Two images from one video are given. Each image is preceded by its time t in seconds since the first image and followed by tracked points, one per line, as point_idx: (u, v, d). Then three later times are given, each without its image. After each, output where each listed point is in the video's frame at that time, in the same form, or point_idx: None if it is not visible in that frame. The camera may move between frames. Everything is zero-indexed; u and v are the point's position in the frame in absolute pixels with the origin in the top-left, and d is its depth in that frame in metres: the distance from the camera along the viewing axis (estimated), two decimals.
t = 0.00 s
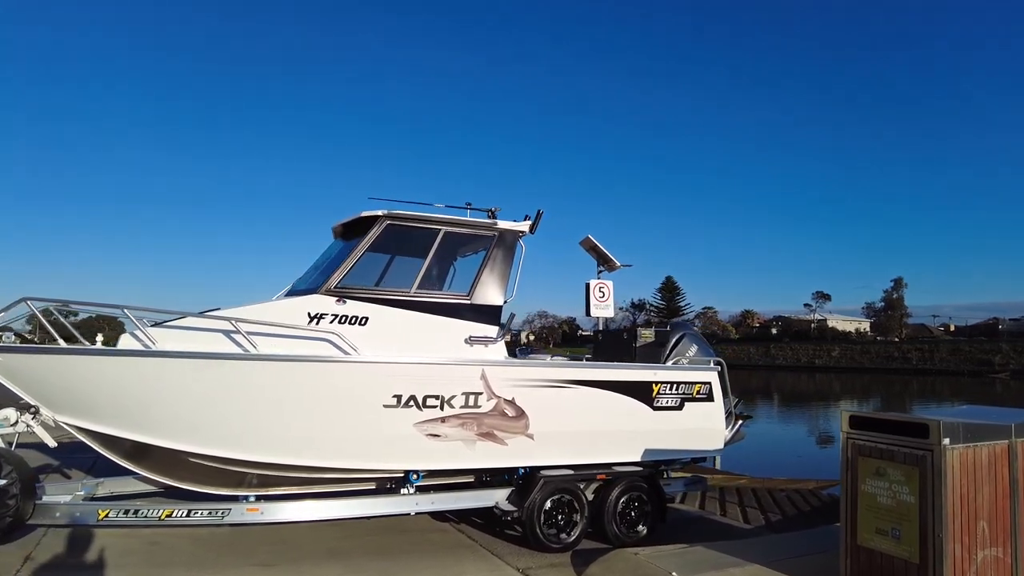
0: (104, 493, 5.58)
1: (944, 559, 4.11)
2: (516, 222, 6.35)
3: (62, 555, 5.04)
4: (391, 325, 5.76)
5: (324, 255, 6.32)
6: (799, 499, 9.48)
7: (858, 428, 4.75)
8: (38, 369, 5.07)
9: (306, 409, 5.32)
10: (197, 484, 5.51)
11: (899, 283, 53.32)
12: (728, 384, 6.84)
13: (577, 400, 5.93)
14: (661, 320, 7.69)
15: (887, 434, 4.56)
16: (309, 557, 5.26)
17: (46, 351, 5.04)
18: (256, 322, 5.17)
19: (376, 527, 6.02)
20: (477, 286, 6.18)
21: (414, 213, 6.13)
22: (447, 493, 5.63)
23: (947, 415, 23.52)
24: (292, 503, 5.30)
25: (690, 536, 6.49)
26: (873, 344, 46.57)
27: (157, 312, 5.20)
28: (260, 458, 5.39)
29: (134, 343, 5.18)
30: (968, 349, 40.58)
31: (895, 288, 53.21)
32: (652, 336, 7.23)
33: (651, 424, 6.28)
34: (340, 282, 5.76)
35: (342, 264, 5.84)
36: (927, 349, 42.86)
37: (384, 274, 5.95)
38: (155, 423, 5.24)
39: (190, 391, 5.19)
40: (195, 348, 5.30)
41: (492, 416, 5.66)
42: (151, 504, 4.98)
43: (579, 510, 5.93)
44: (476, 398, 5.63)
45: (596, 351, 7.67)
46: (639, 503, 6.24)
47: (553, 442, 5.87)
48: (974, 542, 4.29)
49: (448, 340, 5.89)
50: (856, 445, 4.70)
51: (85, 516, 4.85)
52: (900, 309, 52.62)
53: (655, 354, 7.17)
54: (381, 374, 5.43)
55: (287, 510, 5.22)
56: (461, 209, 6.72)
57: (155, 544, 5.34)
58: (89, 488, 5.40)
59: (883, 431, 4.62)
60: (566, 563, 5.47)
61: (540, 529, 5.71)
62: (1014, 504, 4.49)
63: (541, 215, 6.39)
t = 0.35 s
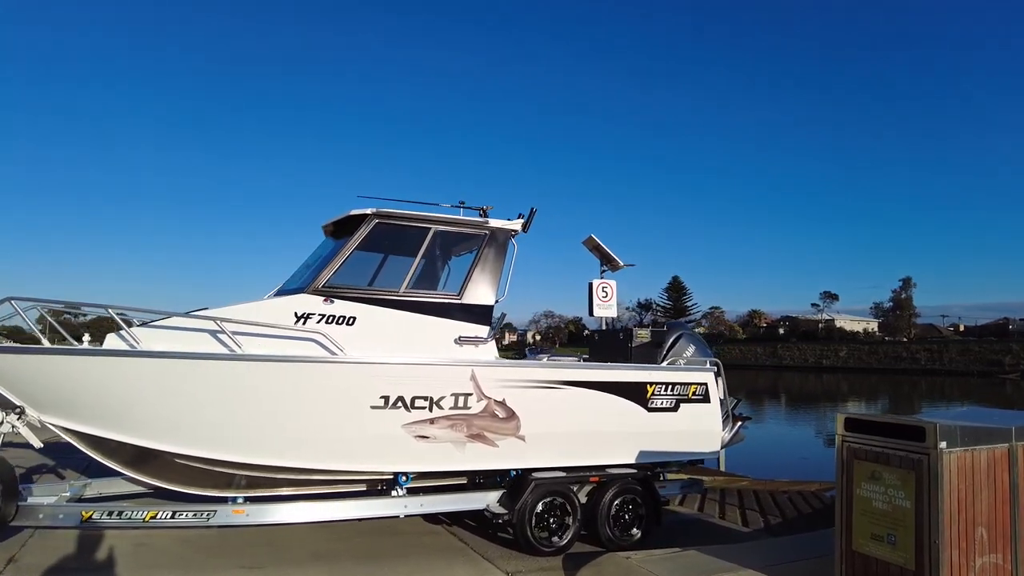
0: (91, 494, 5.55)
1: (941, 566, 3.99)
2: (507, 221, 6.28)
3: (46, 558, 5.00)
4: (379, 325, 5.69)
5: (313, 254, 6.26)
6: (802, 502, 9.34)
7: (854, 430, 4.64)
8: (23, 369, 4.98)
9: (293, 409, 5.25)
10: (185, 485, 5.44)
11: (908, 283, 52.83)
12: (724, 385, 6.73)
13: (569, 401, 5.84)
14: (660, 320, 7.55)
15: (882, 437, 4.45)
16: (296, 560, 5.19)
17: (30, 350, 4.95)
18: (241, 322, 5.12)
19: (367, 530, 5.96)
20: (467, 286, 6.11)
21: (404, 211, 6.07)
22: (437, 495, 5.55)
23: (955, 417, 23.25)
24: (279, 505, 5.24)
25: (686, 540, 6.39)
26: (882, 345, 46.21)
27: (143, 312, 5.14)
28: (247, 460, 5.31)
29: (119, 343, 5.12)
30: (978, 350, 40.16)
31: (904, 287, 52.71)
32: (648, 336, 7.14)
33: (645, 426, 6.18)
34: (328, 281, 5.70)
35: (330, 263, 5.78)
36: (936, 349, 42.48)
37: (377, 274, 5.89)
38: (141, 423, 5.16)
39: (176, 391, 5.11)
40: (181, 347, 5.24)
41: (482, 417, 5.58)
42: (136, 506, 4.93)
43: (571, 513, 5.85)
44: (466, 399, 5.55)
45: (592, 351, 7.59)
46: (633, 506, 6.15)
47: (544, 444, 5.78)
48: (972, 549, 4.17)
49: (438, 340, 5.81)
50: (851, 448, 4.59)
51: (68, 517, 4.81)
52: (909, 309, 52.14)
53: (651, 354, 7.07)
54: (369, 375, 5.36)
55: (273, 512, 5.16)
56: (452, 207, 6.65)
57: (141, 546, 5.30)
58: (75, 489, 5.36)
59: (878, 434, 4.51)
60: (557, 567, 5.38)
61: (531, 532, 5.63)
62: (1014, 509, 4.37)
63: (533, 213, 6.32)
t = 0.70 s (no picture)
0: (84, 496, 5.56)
1: (933, 571, 3.93)
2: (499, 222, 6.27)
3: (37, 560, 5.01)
4: (370, 327, 5.68)
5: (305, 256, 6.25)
6: (803, 505, 9.26)
7: (846, 433, 4.58)
8: (15, 369, 4.94)
9: (284, 411, 5.23)
10: (179, 486, 5.39)
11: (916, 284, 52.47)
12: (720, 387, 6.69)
13: (562, 403, 5.81)
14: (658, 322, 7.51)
15: (874, 440, 4.40)
16: (286, 561, 5.18)
17: (23, 350, 4.92)
18: (230, 324, 5.11)
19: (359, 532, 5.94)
20: (459, 287, 6.11)
21: (395, 212, 6.07)
22: (428, 498, 5.53)
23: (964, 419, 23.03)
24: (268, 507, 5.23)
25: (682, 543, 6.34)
26: (891, 346, 45.88)
27: (134, 313, 5.12)
28: (239, 461, 5.28)
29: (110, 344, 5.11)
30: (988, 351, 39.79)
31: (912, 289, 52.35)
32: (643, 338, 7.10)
33: (640, 428, 6.14)
34: (319, 283, 5.70)
35: (321, 264, 5.78)
36: (945, 351, 42.13)
37: (372, 275, 5.89)
38: (134, 424, 5.13)
39: (167, 392, 5.09)
40: (171, 349, 5.24)
41: (474, 420, 5.56)
42: (125, 507, 4.93)
43: (564, 516, 5.81)
44: (457, 401, 5.53)
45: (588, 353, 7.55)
46: (627, 509, 6.11)
47: (537, 446, 5.76)
48: (966, 554, 4.10)
49: (429, 342, 5.80)
50: (844, 451, 4.54)
51: (58, 519, 4.83)
52: (918, 310, 51.77)
53: (647, 356, 7.03)
54: (359, 377, 5.35)
55: (263, 514, 5.15)
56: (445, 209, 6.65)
57: (133, 548, 5.30)
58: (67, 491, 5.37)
59: (870, 437, 4.46)
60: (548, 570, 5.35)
61: (524, 535, 5.60)
62: (1010, 514, 4.30)
63: (525, 214, 6.32)
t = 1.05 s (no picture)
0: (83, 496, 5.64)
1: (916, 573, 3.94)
2: (491, 225, 6.33)
3: (33, 558, 5.09)
4: (363, 329, 5.75)
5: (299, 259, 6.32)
6: (803, 508, 9.23)
7: (833, 436, 4.59)
8: (15, 371, 5.03)
9: (276, 412, 5.29)
10: (175, 487, 5.48)
11: (925, 286, 52.14)
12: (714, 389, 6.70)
13: (553, 405, 5.84)
14: (654, 325, 7.53)
15: (859, 442, 4.41)
16: (279, 561, 5.24)
17: (21, 354, 5.01)
18: (223, 326, 5.19)
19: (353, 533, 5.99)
20: (451, 290, 6.16)
21: (388, 216, 6.14)
22: (420, 499, 5.57)
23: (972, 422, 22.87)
24: (261, 507, 5.29)
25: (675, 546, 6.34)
26: (900, 349, 45.52)
27: (129, 315, 5.20)
28: (233, 462, 5.34)
29: (106, 347, 5.20)
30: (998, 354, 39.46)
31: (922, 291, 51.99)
32: (638, 341, 7.13)
33: (632, 431, 6.16)
34: (312, 286, 5.76)
35: (314, 267, 5.84)
36: (956, 354, 41.78)
37: (368, 278, 5.96)
38: (131, 425, 5.21)
39: (162, 394, 5.17)
40: (164, 351, 5.32)
41: (465, 421, 5.61)
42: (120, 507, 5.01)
43: (556, 517, 5.84)
44: (448, 403, 5.58)
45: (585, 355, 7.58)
46: (619, 511, 6.14)
47: (528, 448, 5.79)
48: (951, 556, 4.10)
49: (421, 344, 5.85)
50: (831, 454, 4.55)
51: (54, 518, 4.90)
52: (927, 312, 51.42)
53: (641, 358, 7.05)
54: (351, 379, 5.40)
55: (256, 515, 5.20)
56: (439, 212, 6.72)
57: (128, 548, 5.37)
58: (65, 491, 5.46)
59: (857, 439, 4.46)
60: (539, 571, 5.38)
61: (515, 536, 5.63)
62: (996, 517, 4.29)
63: (518, 217, 6.37)
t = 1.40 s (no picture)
0: (82, 495, 5.72)
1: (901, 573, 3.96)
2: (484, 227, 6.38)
3: (32, 557, 5.17)
4: (356, 331, 5.81)
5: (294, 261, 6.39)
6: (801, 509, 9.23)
7: (821, 437, 4.61)
8: (14, 372, 5.11)
9: (270, 412, 5.35)
10: (173, 488, 5.56)
11: (932, 287, 51.87)
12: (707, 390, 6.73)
13: (546, 406, 5.88)
14: (650, 326, 7.56)
15: (846, 443, 4.43)
16: (273, 560, 5.30)
17: (20, 354, 5.09)
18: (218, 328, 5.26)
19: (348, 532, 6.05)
20: (445, 291, 6.21)
21: (382, 218, 6.20)
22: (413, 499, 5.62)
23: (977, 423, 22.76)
24: (256, 507, 5.35)
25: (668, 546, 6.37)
26: (908, 350, 45.22)
27: (124, 317, 5.28)
28: (228, 462, 5.40)
29: (104, 348, 5.29)
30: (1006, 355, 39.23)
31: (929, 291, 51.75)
32: (632, 342, 7.16)
33: (625, 431, 6.20)
34: (306, 287, 5.83)
35: (308, 269, 5.91)
36: (963, 355, 41.50)
37: (363, 280, 6.02)
38: (128, 425, 5.28)
39: (159, 394, 5.24)
40: (160, 352, 5.39)
41: (457, 422, 5.66)
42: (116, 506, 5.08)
43: (548, 517, 5.88)
44: (441, 404, 5.63)
45: (581, 355, 7.62)
46: (612, 511, 6.17)
47: (521, 448, 5.84)
48: (937, 557, 4.12)
49: (414, 345, 5.90)
50: (818, 454, 4.57)
51: (52, 517, 4.98)
52: (934, 313, 51.17)
53: (635, 359, 7.09)
54: (344, 380, 5.46)
55: (250, 514, 5.27)
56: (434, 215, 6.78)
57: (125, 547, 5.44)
58: (64, 490, 5.54)
59: (844, 440, 4.48)
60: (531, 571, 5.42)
61: (507, 536, 5.68)
62: (983, 518, 4.31)
63: (512, 219, 6.42)
